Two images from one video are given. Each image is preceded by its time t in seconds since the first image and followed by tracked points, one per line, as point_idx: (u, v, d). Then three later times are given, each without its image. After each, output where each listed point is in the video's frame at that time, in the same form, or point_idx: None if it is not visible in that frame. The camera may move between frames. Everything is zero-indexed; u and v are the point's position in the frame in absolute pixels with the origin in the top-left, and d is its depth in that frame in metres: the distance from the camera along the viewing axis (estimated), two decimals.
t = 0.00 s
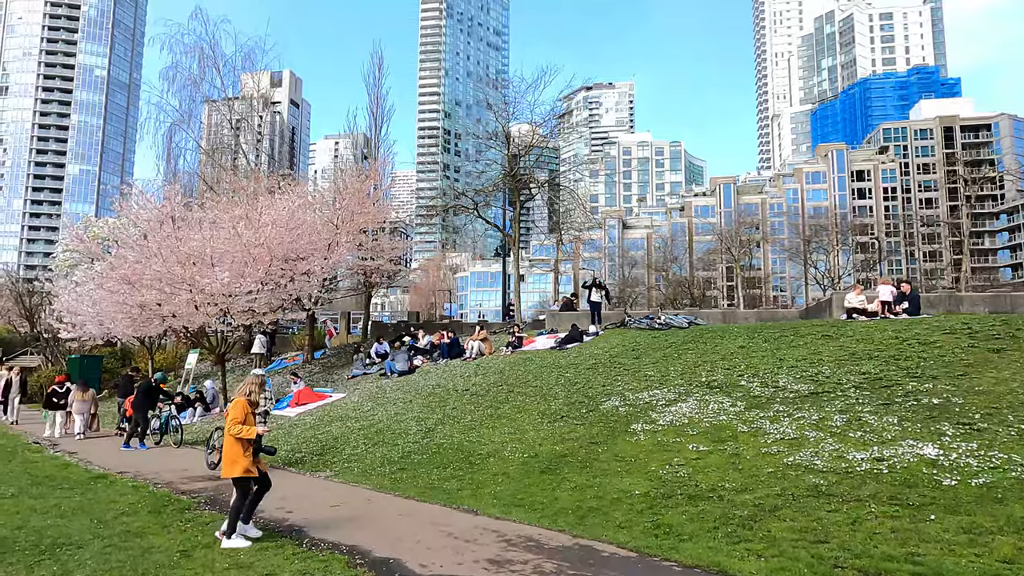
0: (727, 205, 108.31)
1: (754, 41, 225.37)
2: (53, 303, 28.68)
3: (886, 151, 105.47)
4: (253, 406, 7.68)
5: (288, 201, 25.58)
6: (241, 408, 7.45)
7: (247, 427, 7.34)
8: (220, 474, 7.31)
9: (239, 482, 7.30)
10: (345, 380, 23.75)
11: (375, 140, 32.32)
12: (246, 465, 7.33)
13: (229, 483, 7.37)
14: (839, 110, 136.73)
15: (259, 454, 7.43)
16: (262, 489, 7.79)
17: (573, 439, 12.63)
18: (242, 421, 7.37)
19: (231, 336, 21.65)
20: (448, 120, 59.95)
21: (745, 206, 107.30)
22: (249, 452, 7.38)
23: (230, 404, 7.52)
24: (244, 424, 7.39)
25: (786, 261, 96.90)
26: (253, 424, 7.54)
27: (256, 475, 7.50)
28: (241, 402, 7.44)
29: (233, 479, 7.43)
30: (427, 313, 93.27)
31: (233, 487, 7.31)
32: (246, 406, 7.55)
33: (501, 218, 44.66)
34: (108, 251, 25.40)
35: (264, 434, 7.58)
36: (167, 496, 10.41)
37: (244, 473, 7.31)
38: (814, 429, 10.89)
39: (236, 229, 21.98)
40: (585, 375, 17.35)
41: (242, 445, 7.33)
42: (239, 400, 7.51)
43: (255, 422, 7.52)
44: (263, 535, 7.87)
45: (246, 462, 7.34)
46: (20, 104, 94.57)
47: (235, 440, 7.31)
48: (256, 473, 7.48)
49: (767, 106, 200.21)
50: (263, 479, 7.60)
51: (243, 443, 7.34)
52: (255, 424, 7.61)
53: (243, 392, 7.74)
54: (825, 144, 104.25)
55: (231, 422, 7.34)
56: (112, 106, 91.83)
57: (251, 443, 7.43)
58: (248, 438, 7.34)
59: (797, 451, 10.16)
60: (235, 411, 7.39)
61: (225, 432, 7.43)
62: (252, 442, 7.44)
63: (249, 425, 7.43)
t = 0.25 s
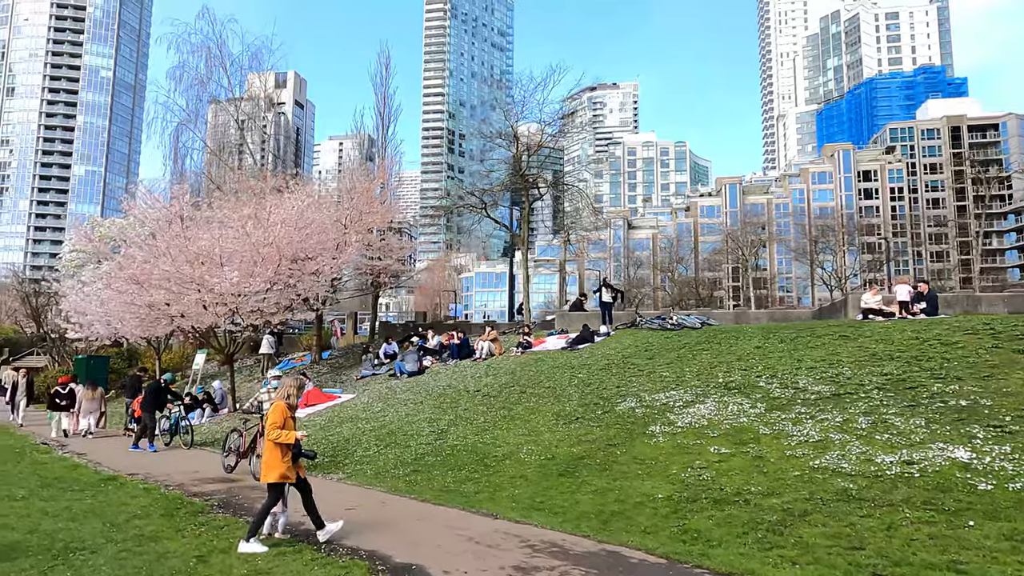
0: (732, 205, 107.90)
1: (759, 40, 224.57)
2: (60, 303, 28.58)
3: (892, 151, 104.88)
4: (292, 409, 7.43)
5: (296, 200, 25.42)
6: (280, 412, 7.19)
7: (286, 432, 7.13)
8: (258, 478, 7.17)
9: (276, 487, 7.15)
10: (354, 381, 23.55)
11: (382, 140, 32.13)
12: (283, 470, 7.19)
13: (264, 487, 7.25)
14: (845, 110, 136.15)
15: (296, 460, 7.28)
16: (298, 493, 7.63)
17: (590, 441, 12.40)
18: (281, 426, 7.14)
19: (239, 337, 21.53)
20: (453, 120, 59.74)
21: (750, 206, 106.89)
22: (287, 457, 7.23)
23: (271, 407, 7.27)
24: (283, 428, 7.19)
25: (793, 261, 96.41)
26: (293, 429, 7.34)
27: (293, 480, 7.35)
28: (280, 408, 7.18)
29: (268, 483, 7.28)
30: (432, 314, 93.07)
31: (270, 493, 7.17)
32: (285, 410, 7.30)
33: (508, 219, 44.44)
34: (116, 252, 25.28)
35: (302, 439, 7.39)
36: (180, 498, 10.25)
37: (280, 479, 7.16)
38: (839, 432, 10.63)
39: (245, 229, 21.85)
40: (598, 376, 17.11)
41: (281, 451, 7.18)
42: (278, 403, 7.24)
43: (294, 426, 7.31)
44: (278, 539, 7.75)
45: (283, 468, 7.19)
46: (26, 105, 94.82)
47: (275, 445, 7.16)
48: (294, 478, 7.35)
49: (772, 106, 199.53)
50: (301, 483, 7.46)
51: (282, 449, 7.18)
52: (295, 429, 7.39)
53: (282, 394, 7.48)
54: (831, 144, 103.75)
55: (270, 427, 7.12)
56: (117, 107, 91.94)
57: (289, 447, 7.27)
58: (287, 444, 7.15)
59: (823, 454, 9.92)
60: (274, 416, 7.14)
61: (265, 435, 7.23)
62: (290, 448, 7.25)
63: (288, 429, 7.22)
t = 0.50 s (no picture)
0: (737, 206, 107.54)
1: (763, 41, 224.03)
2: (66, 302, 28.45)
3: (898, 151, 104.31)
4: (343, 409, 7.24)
5: (303, 199, 25.19)
6: (333, 412, 6.98)
7: (337, 433, 6.96)
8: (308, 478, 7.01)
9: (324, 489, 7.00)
10: (362, 381, 23.33)
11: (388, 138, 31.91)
12: (333, 471, 7.04)
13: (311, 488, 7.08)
14: (850, 110, 135.60)
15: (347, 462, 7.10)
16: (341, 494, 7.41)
17: (608, 443, 12.14)
18: (333, 426, 6.95)
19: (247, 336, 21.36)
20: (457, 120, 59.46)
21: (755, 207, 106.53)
22: (336, 459, 7.08)
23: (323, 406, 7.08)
24: (335, 429, 7.00)
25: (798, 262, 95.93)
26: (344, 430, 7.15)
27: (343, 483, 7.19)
28: (333, 408, 6.99)
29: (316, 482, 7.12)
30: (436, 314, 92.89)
31: (318, 495, 7.02)
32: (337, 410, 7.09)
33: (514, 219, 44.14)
34: (121, 251, 25.13)
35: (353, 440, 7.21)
36: (191, 500, 10.06)
37: (328, 480, 7.01)
38: (865, 433, 10.37)
39: (252, 228, 21.67)
40: (612, 376, 16.85)
41: (330, 452, 7.03)
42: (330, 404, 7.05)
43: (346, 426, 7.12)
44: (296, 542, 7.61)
45: (332, 469, 7.04)
46: (31, 106, 95.10)
47: (325, 445, 7.00)
48: (342, 479, 7.19)
49: (776, 107, 198.93)
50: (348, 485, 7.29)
51: (331, 449, 7.02)
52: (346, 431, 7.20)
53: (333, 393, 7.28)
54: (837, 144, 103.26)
55: (322, 426, 6.94)
56: (121, 108, 92.08)
57: (339, 448, 7.13)
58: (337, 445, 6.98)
59: (850, 456, 9.66)
60: (328, 415, 6.97)
61: (316, 435, 7.05)
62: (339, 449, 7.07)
63: (339, 430, 7.04)
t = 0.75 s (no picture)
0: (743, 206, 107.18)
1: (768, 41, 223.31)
2: (72, 302, 28.31)
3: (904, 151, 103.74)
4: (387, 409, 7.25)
5: (312, 198, 24.99)
6: (377, 411, 7.04)
7: (383, 433, 6.94)
8: (357, 479, 6.99)
9: (377, 490, 6.95)
10: (371, 382, 23.13)
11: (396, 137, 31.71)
12: (384, 471, 7.01)
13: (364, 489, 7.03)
14: (855, 110, 135.02)
15: (396, 461, 7.05)
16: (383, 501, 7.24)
17: (627, 446, 11.88)
18: (378, 425, 6.96)
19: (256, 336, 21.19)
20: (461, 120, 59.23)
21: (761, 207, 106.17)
22: (384, 459, 7.03)
23: (365, 407, 7.13)
24: (380, 429, 6.99)
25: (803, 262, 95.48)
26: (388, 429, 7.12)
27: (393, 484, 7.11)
28: (377, 405, 7.04)
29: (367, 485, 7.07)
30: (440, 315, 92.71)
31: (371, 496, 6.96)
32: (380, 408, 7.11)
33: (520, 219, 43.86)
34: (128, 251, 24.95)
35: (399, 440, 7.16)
36: (203, 504, 9.85)
37: (381, 480, 6.96)
38: (892, 437, 10.12)
39: (261, 227, 21.51)
40: (626, 378, 16.60)
41: (377, 450, 6.99)
42: (373, 402, 7.10)
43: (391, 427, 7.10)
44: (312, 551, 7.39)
45: (382, 467, 7.00)
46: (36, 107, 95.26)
47: (371, 445, 6.97)
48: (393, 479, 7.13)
49: (781, 107, 198.34)
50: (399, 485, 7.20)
51: (378, 448, 6.99)
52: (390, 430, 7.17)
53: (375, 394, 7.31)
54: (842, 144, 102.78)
55: (367, 426, 6.98)
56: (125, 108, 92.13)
57: (385, 449, 7.07)
58: (383, 443, 6.94)
59: (880, 461, 9.40)
60: (372, 413, 7.02)
61: (360, 436, 7.07)
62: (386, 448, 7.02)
63: (385, 430, 7.02)
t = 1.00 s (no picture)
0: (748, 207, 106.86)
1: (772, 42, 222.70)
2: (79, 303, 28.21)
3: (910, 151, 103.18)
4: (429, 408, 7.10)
5: (320, 197, 24.84)
6: (420, 410, 6.88)
7: (427, 431, 6.77)
8: (402, 479, 6.80)
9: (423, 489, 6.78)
10: (380, 382, 22.93)
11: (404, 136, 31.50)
12: (431, 470, 6.85)
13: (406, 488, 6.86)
14: (860, 111, 134.50)
15: (441, 459, 6.89)
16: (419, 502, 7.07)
17: (646, 447, 11.66)
18: (421, 424, 6.80)
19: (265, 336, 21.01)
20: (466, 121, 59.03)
21: (766, 208, 105.82)
22: (429, 457, 6.85)
23: (408, 405, 6.96)
24: (423, 427, 6.83)
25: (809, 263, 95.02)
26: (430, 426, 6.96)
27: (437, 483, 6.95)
28: (420, 404, 6.89)
29: (409, 484, 6.88)
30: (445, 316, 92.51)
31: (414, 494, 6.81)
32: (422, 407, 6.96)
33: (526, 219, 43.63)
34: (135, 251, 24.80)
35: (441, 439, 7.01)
36: (218, 505, 9.67)
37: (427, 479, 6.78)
38: (922, 438, 9.88)
39: (271, 226, 21.36)
40: (642, 378, 16.38)
41: (423, 449, 6.81)
42: (416, 401, 6.95)
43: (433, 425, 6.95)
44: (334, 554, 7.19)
45: (429, 466, 6.83)
46: (42, 109, 95.63)
47: (414, 444, 6.81)
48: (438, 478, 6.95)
49: (785, 108, 197.69)
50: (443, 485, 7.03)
51: (422, 447, 6.81)
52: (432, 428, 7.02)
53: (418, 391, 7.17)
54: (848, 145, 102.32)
55: (410, 425, 6.80)
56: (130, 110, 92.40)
57: (429, 448, 6.90)
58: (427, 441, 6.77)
59: (912, 462, 9.16)
60: (414, 411, 6.85)
61: (403, 434, 6.89)
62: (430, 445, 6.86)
63: (428, 428, 6.87)
